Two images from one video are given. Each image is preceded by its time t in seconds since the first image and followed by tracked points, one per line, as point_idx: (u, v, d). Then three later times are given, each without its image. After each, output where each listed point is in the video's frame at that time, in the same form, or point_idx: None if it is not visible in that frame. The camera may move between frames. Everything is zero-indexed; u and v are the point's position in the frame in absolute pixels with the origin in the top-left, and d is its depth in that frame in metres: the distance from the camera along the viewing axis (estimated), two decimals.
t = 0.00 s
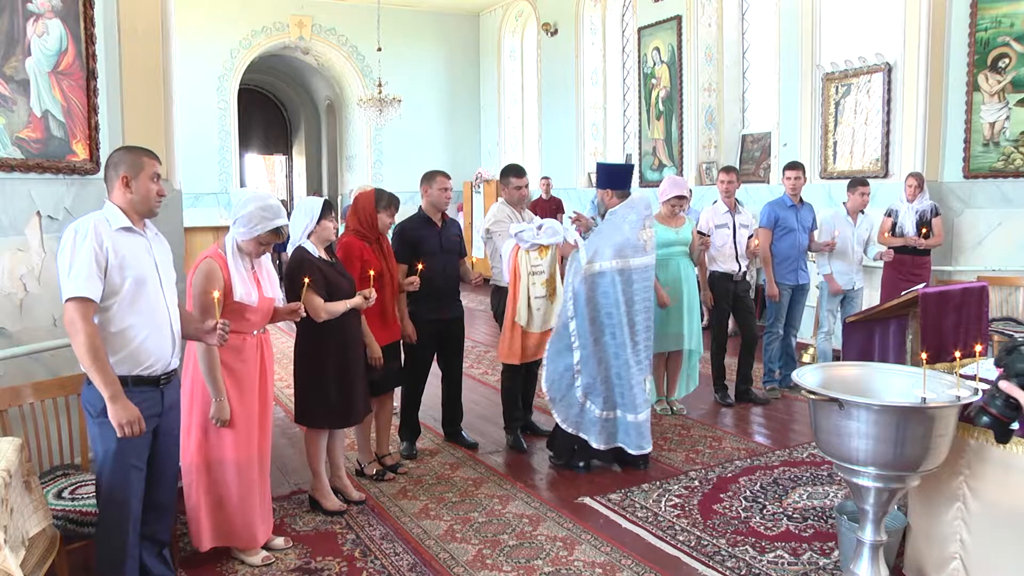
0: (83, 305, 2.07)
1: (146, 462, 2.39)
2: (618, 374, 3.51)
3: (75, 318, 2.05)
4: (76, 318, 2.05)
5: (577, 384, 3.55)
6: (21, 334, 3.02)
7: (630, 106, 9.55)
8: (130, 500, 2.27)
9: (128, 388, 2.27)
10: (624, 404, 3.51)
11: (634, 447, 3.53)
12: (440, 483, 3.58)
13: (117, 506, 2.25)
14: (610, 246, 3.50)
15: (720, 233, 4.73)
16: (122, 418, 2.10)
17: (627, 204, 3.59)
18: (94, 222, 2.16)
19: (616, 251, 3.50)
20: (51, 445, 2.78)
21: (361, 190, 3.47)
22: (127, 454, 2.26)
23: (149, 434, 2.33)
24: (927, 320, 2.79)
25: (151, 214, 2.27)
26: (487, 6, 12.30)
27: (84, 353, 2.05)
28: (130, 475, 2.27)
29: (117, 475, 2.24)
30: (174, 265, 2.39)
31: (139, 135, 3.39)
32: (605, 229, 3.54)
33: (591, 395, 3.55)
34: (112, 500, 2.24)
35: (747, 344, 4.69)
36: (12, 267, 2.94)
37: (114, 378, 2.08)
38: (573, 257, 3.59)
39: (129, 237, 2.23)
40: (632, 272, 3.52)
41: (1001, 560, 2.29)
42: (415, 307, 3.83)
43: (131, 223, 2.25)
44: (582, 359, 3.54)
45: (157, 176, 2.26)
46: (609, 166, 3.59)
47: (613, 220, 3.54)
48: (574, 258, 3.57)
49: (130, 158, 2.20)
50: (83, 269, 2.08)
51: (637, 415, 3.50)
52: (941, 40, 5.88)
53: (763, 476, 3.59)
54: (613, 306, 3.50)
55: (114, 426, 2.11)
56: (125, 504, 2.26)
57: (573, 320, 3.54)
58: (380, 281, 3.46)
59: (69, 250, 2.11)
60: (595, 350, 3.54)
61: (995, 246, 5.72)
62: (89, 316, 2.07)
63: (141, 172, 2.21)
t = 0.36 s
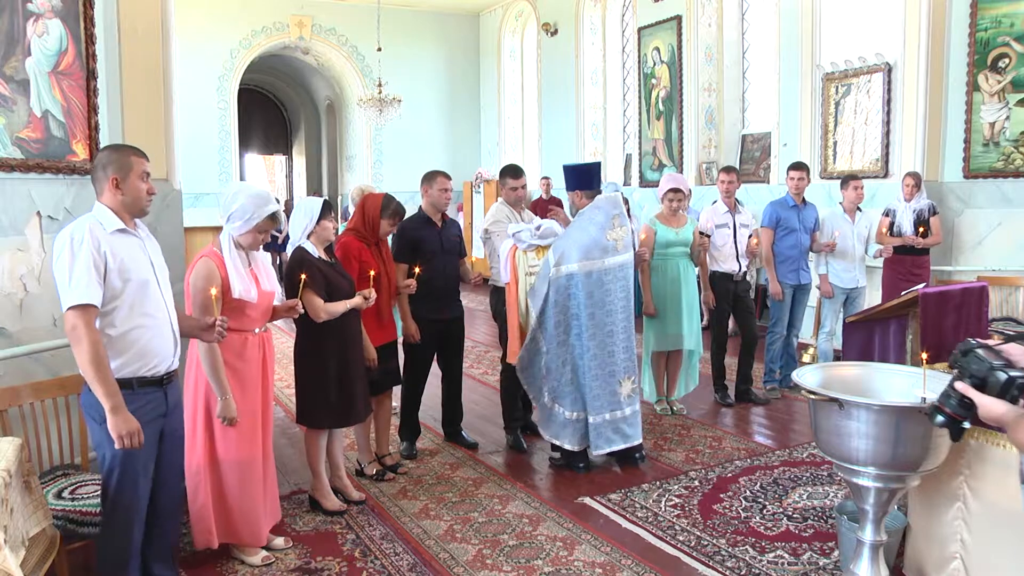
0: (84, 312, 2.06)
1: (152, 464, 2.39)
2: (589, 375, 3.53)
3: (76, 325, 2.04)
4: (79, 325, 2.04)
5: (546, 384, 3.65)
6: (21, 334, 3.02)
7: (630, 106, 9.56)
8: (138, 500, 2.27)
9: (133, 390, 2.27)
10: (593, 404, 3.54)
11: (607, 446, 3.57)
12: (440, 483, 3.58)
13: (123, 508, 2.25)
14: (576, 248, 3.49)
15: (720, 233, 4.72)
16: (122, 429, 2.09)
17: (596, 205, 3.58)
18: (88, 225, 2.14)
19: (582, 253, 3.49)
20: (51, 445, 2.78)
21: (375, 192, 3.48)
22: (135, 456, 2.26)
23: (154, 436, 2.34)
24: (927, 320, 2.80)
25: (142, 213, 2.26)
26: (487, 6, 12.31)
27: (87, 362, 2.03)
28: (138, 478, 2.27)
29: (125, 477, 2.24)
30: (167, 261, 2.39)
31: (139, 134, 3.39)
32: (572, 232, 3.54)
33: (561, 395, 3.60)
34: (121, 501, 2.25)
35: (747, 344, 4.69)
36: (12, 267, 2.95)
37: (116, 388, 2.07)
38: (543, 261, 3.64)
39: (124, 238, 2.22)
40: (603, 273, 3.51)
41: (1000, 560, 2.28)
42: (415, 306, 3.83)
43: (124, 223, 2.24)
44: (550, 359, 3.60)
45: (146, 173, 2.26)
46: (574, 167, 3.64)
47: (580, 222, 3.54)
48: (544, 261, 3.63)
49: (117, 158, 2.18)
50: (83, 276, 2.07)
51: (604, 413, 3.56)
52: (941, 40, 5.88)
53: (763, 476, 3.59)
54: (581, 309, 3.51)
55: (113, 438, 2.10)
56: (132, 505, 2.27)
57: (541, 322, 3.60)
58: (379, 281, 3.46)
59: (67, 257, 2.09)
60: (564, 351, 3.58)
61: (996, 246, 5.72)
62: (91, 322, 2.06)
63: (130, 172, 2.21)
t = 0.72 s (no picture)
0: (79, 318, 2.05)
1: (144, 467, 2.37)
2: (583, 382, 3.50)
3: (72, 330, 2.04)
4: (74, 330, 2.04)
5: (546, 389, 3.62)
6: (22, 334, 3.03)
7: (630, 106, 9.55)
8: (128, 499, 2.24)
9: (126, 393, 2.26)
10: (586, 412, 3.50)
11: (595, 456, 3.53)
12: (440, 483, 3.58)
13: (115, 507, 2.22)
14: (567, 250, 3.49)
15: (720, 233, 4.72)
16: (122, 433, 2.11)
17: (581, 205, 3.57)
18: (80, 228, 2.14)
19: (575, 254, 3.48)
20: (52, 444, 2.79)
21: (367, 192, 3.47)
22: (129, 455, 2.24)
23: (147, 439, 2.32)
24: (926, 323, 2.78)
25: (135, 214, 2.27)
26: (487, 6, 12.31)
27: (83, 367, 2.04)
28: (131, 477, 2.25)
29: (116, 476, 2.22)
30: (158, 262, 2.38)
31: (139, 134, 3.39)
32: (561, 234, 3.53)
33: (558, 402, 3.56)
34: (111, 504, 2.22)
35: (747, 344, 4.69)
36: (11, 267, 2.96)
37: (112, 393, 2.08)
38: (537, 263, 3.64)
39: (117, 240, 2.22)
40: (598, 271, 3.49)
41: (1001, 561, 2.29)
42: (415, 306, 3.83)
43: (116, 225, 2.24)
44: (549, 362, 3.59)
45: (139, 174, 2.26)
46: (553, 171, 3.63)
47: (566, 224, 3.53)
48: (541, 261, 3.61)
49: (111, 160, 2.19)
50: (77, 280, 2.07)
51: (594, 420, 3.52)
52: (941, 41, 5.89)
53: (763, 476, 3.59)
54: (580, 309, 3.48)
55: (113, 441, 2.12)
56: (124, 505, 2.24)
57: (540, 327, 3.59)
58: (378, 280, 3.47)
59: (61, 261, 2.08)
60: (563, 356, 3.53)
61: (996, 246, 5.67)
62: (86, 327, 2.06)
63: (124, 173, 2.21)
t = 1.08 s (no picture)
0: (71, 318, 2.05)
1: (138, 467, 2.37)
2: (591, 383, 3.47)
3: (63, 331, 2.04)
4: (65, 331, 2.04)
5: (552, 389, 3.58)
6: (22, 334, 3.03)
7: (630, 105, 9.55)
8: (122, 500, 2.24)
9: (122, 393, 2.25)
10: (590, 414, 3.47)
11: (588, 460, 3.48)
12: (440, 483, 3.58)
13: (110, 508, 2.22)
14: (582, 247, 3.47)
15: (720, 233, 4.72)
16: (106, 437, 2.09)
17: (593, 202, 3.56)
18: (74, 228, 2.14)
19: (589, 250, 3.47)
20: (52, 444, 2.80)
21: (361, 190, 3.48)
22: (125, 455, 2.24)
23: (142, 438, 2.31)
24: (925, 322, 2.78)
25: (130, 213, 2.27)
26: (487, 6, 12.31)
27: (74, 368, 2.03)
28: (126, 477, 2.25)
29: (111, 476, 2.22)
30: (155, 261, 2.39)
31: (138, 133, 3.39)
32: (574, 231, 3.52)
33: (565, 403, 3.52)
34: (109, 504, 2.22)
35: (747, 344, 4.69)
36: (11, 267, 2.96)
37: (100, 395, 2.07)
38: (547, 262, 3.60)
39: (111, 240, 2.22)
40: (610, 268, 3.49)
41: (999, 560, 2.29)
42: (415, 306, 3.83)
43: (111, 224, 2.24)
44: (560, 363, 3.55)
45: (134, 172, 2.26)
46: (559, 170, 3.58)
47: (579, 221, 3.52)
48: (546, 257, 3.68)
49: (104, 159, 2.19)
50: (69, 281, 2.07)
51: (587, 425, 3.47)
52: (940, 43, 5.88)
53: (763, 476, 3.59)
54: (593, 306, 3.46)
55: (97, 446, 2.09)
56: (120, 506, 2.24)
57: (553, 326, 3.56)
58: (379, 279, 3.46)
59: (53, 261, 2.09)
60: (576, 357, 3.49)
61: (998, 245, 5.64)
62: (77, 328, 2.06)
63: (118, 172, 2.21)
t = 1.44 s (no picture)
0: (66, 316, 2.06)
1: (136, 466, 2.37)
2: (608, 383, 3.45)
3: (58, 330, 2.04)
4: (61, 329, 2.04)
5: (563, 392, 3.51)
6: (22, 334, 3.03)
7: (630, 106, 9.56)
8: (119, 499, 2.24)
9: (120, 392, 2.25)
10: (610, 413, 3.46)
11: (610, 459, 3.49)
12: (440, 483, 3.58)
13: (107, 507, 2.23)
14: (593, 246, 3.41)
15: (720, 233, 4.72)
16: (103, 433, 2.08)
17: (607, 202, 3.52)
18: (70, 227, 2.14)
19: (600, 250, 3.41)
20: (52, 444, 2.79)
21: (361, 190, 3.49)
22: (121, 453, 2.24)
23: (139, 438, 2.31)
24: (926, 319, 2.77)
25: (129, 212, 2.27)
26: (487, 6, 12.32)
27: (69, 366, 2.03)
28: (123, 476, 2.25)
29: (107, 476, 2.22)
30: (155, 260, 2.40)
31: (139, 133, 3.39)
32: (586, 229, 3.45)
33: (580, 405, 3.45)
34: (107, 503, 2.22)
35: (747, 344, 4.70)
36: (11, 267, 2.96)
37: (96, 392, 2.07)
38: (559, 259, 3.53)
39: (109, 239, 2.23)
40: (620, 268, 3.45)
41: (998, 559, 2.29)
42: (415, 306, 3.83)
43: (109, 223, 2.24)
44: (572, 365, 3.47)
45: (132, 172, 2.26)
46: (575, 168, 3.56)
47: (592, 220, 3.46)
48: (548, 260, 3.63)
49: (102, 158, 2.19)
50: (64, 279, 2.07)
51: (603, 425, 3.45)
52: (941, 37, 5.80)
53: (763, 476, 3.59)
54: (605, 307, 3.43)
55: (95, 443, 2.09)
56: (117, 506, 2.24)
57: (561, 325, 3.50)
58: (381, 278, 3.46)
59: (49, 260, 2.09)
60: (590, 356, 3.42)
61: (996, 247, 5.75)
62: (73, 326, 2.06)
63: (115, 170, 2.21)
